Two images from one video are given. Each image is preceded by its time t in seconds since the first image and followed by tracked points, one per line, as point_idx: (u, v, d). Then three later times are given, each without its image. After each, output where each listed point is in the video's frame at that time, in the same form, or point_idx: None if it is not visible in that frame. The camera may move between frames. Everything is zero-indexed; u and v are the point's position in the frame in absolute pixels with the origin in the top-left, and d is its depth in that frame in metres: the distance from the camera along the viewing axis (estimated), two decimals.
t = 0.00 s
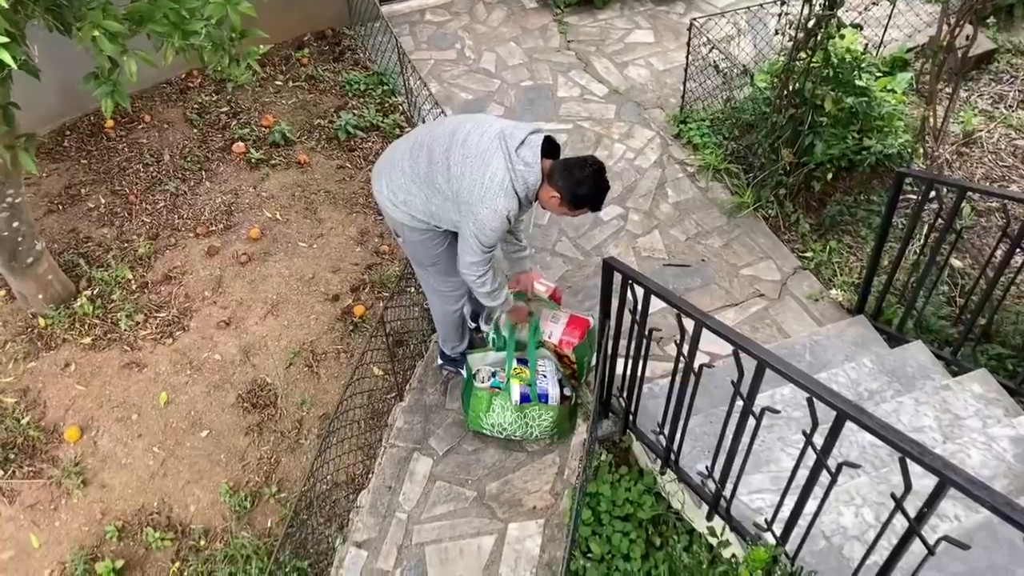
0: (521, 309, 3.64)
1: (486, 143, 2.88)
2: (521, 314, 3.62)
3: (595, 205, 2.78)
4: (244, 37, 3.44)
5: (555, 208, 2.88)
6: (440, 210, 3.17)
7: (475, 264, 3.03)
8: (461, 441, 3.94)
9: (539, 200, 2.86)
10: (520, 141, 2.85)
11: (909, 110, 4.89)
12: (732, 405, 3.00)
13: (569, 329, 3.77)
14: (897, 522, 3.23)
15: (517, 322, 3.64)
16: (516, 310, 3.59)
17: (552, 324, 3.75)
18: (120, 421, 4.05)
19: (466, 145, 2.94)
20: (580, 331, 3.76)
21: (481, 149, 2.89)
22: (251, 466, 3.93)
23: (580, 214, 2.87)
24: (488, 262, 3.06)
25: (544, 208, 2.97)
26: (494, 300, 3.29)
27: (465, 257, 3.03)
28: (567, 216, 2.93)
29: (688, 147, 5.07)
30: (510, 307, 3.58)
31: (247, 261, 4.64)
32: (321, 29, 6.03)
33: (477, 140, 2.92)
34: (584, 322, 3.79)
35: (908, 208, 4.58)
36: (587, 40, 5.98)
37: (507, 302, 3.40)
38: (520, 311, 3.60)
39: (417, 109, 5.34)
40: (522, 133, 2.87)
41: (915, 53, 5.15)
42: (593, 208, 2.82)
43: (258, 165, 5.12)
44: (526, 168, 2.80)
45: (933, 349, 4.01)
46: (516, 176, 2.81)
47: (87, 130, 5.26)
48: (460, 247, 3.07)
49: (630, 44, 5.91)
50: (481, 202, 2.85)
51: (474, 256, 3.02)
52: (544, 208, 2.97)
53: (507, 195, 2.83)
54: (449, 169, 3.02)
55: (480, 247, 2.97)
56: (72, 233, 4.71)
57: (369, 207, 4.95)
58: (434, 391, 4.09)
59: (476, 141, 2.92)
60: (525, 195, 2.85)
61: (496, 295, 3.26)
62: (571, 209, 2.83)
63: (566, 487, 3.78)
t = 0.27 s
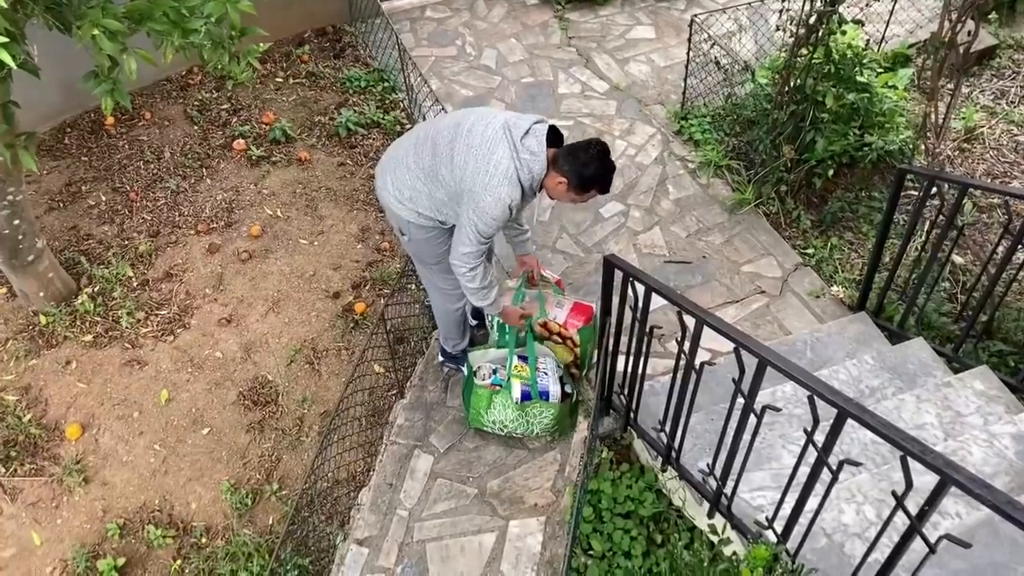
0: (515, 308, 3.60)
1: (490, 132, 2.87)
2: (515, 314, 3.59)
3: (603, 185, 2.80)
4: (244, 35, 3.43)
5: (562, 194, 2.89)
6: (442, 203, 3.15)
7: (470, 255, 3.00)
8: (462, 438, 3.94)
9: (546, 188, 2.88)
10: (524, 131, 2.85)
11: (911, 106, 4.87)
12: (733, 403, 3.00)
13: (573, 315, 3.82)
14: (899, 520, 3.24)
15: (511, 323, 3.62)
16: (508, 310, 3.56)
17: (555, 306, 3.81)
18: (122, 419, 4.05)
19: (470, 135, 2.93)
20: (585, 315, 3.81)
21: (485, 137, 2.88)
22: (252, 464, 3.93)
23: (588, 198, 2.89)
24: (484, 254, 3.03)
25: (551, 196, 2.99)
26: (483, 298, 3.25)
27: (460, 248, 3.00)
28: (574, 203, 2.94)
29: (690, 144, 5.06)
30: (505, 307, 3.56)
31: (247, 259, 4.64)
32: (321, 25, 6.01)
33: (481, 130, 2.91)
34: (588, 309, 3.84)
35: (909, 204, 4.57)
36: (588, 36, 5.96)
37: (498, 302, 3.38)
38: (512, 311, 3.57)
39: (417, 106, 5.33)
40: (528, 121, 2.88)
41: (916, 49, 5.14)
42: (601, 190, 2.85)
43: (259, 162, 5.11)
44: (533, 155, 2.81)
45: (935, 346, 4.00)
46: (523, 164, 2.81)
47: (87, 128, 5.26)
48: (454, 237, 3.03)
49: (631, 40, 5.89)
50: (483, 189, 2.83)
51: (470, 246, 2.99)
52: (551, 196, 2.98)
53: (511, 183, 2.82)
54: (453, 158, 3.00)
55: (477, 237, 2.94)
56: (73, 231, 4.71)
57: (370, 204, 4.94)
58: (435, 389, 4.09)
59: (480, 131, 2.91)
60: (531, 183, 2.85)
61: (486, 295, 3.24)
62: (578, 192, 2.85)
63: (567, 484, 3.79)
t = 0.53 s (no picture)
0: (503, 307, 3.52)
1: (501, 122, 2.88)
2: (502, 314, 3.51)
3: (615, 165, 2.84)
4: (243, 33, 3.42)
5: (573, 180, 2.91)
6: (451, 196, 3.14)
7: (469, 242, 2.93)
8: (463, 435, 3.94)
9: (557, 176, 2.89)
10: (534, 120, 2.85)
11: (910, 100, 4.87)
12: (735, 398, 3.00)
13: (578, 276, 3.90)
14: (900, 514, 3.24)
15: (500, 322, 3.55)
16: (496, 309, 3.46)
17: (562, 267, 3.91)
18: (123, 417, 4.05)
19: (481, 126, 2.93)
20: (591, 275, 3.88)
21: (497, 127, 2.88)
22: (254, 462, 3.93)
23: (600, 181, 2.91)
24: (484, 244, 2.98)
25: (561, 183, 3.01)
26: (476, 291, 3.19)
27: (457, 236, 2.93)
28: (585, 188, 2.96)
29: (689, 139, 5.05)
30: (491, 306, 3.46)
31: (247, 257, 4.64)
32: (319, 23, 5.99)
33: (493, 120, 2.92)
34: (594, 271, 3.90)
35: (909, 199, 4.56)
36: (587, 32, 5.95)
37: (491, 298, 3.32)
38: (500, 310, 3.48)
39: (416, 103, 5.32)
40: (538, 108, 2.89)
41: (916, 43, 5.13)
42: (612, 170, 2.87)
43: (258, 160, 5.11)
44: (544, 140, 2.80)
45: (935, 340, 4.00)
46: (535, 151, 2.81)
47: (86, 126, 5.25)
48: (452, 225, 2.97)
49: (630, 35, 5.88)
50: (494, 175, 2.81)
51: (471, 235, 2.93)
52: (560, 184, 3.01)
53: (522, 171, 2.81)
54: (464, 150, 3.00)
55: (480, 225, 2.89)
56: (72, 230, 4.70)
57: (369, 201, 4.93)
58: (436, 386, 4.08)
59: (492, 122, 2.92)
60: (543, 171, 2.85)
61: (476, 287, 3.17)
62: (591, 174, 2.87)
63: (569, 480, 3.79)
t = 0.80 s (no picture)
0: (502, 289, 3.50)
1: (508, 108, 2.88)
2: (503, 295, 3.48)
3: (627, 129, 2.92)
4: (236, 33, 3.41)
5: (588, 152, 2.99)
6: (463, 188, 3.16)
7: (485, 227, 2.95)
8: (461, 434, 3.94)
9: (572, 150, 2.95)
10: (540, 101, 2.87)
11: (904, 94, 4.87)
12: (732, 393, 3.01)
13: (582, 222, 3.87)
14: (898, 507, 3.26)
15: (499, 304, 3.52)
16: (498, 292, 3.44)
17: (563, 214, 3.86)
18: (120, 419, 4.05)
19: (487, 115, 2.93)
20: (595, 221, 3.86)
21: (504, 114, 2.88)
22: (252, 463, 3.93)
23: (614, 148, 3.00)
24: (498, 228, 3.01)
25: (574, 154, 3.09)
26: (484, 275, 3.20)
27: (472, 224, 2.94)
28: (600, 157, 3.03)
29: (684, 135, 5.05)
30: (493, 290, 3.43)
31: (243, 258, 4.63)
32: (313, 23, 5.98)
33: (498, 108, 2.91)
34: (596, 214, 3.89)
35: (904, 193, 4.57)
36: (580, 29, 5.95)
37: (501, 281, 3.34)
38: (501, 292, 3.46)
39: (410, 102, 5.31)
40: (542, 89, 2.90)
41: (908, 37, 5.14)
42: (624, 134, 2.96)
43: (253, 161, 5.10)
44: (555, 122, 2.82)
45: (931, 333, 4.01)
46: (548, 134, 2.83)
47: (80, 129, 5.24)
48: (464, 211, 2.97)
49: (624, 32, 5.89)
50: (511, 161, 2.83)
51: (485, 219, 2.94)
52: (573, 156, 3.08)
53: (538, 153, 2.84)
54: (472, 140, 2.99)
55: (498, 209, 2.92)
56: (67, 233, 4.69)
57: (365, 200, 4.92)
58: (433, 385, 4.07)
59: (498, 109, 2.91)
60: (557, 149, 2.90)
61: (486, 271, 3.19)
62: (606, 142, 2.94)
63: (567, 477, 3.79)
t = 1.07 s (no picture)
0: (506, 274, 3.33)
1: (497, 76, 2.89)
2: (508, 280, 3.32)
3: (614, 47, 2.86)
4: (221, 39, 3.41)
5: (589, 85, 2.95)
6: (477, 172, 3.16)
7: (501, 198, 2.93)
8: (454, 436, 3.93)
9: (570, 91, 2.92)
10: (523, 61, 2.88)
11: (891, 90, 4.88)
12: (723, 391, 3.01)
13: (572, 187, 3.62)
14: (890, 502, 3.27)
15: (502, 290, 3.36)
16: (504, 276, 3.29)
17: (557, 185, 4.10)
18: (112, 428, 4.03)
19: (478, 92, 2.95)
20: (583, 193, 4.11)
21: (494, 84, 2.89)
22: (245, 469, 3.92)
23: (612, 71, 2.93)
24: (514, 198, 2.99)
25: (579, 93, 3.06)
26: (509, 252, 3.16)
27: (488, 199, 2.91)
28: (603, 87, 2.98)
29: (672, 134, 5.06)
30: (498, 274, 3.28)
31: (232, 264, 4.62)
32: (299, 28, 5.97)
33: (487, 80, 2.93)
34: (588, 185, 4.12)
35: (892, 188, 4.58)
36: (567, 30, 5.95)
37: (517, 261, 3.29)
38: (510, 277, 3.31)
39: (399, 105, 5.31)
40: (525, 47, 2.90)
41: (894, 33, 5.15)
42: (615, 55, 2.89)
43: (241, 167, 5.09)
44: (544, 74, 2.82)
45: (921, 328, 4.02)
46: (541, 89, 2.84)
47: (67, 137, 5.22)
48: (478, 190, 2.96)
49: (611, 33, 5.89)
50: (511, 126, 2.83)
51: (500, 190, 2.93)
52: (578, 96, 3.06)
53: (537, 112, 2.84)
54: (471, 118, 3.00)
55: (510, 178, 2.89)
56: (56, 242, 4.67)
57: (354, 204, 4.92)
58: (425, 388, 4.07)
59: (487, 84, 2.93)
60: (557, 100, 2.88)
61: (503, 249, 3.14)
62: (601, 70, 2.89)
63: (561, 479, 3.79)
